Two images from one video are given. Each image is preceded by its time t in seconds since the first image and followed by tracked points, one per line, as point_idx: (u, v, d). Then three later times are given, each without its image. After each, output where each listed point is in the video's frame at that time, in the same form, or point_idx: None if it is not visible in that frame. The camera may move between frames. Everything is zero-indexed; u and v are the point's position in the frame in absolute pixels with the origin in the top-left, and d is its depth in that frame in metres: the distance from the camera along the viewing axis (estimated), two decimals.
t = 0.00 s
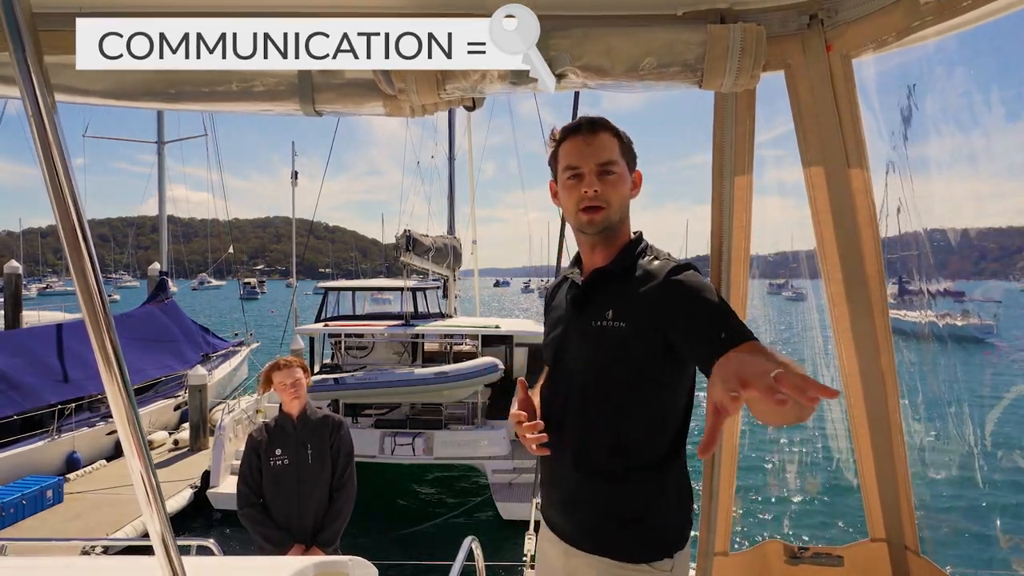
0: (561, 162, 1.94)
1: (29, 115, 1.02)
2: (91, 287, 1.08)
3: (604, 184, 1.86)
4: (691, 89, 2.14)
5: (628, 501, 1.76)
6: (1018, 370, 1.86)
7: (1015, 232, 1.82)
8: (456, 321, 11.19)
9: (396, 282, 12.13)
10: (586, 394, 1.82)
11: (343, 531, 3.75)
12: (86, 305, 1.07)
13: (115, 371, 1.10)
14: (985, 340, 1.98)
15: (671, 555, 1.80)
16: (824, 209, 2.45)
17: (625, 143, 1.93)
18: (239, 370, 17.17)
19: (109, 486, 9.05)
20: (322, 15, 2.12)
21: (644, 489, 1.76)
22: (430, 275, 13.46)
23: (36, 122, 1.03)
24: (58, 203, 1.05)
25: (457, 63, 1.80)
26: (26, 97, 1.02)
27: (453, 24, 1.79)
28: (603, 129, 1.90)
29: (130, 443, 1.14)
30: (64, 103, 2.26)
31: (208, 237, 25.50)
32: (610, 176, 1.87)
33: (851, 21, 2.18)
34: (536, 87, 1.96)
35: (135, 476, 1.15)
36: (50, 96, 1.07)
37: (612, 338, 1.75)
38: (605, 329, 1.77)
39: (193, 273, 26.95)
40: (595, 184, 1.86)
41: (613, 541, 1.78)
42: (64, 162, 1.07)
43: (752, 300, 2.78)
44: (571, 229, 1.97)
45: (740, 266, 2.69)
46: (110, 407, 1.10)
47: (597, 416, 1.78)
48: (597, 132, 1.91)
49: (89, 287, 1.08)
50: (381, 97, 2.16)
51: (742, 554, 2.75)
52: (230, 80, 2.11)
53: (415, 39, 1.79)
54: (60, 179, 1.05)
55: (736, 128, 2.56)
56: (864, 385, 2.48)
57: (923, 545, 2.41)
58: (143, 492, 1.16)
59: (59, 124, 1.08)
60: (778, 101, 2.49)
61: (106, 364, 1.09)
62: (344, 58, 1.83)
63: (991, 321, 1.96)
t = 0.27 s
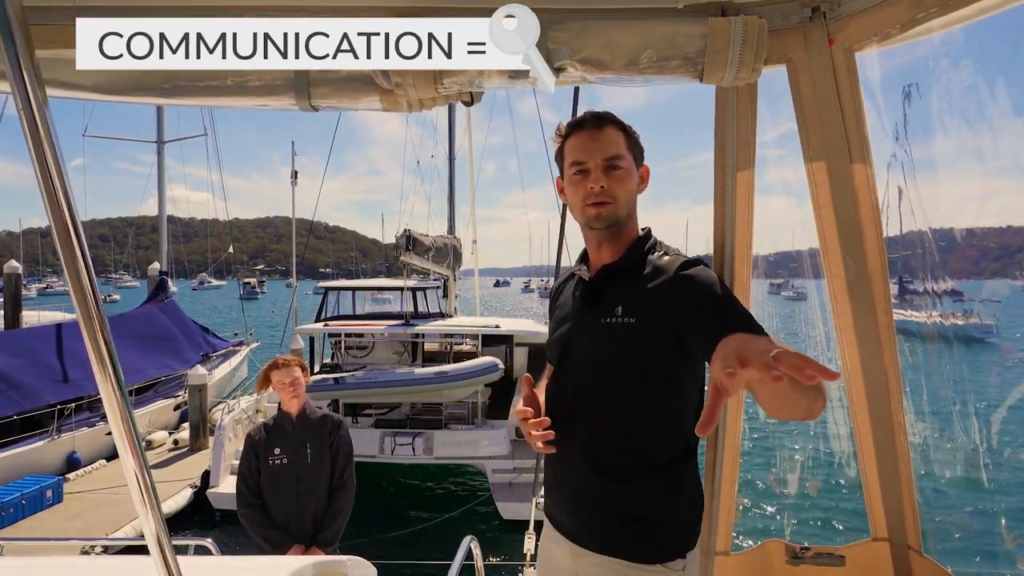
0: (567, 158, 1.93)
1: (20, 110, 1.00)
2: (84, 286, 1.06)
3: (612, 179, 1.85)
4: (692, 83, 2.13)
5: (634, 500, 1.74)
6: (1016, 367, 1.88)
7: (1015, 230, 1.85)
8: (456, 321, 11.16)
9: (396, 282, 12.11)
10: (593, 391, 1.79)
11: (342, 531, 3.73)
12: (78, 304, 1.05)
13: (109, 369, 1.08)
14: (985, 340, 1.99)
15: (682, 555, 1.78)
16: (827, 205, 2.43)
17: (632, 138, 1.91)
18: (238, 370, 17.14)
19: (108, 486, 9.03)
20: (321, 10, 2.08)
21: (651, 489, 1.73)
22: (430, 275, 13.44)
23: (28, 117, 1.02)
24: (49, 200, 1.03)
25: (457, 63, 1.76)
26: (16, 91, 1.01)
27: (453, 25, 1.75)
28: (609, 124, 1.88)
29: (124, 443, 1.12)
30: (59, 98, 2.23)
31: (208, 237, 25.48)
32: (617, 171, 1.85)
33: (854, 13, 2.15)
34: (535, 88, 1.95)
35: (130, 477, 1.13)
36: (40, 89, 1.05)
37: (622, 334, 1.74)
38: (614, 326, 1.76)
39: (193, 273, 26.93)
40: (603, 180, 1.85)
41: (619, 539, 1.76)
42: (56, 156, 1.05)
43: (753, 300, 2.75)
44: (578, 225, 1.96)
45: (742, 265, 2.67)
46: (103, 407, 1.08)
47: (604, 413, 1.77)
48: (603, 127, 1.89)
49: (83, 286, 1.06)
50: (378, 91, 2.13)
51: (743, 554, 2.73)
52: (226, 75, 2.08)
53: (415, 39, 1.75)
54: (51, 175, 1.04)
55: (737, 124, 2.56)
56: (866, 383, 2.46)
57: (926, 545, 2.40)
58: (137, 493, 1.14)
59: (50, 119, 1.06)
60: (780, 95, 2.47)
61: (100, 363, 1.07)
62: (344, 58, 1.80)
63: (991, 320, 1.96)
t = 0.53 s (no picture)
0: (571, 155, 1.91)
1: (17, 109, 0.99)
2: (82, 285, 1.05)
3: (615, 175, 1.84)
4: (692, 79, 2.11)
5: (640, 499, 1.73)
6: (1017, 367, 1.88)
7: (1014, 231, 1.84)
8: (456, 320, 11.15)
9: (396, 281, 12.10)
10: (600, 389, 1.79)
11: (342, 531, 3.73)
12: (77, 305, 1.04)
13: (107, 368, 1.07)
14: (985, 339, 1.99)
15: (689, 555, 1.77)
16: (828, 202, 2.42)
17: (636, 134, 1.90)
18: (238, 370, 17.13)
19: (108, 485, 9.02)
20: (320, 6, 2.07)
21: (659, 488, 1.72)
22: (431, 274, 13.43)
23: (25, 116, 1.01)
24: (48, 202, 1.02)
25: (457, 64, 1.75)
26: (12, 89, 1.00)
27: (453, 24, 1.73)
28: (613, 120, 1.87)
29: (123, 443, 1.11)
30: (57, 95, 2.22)
31: (209, 236, 25.48)
32: (621, 167, 1.84)
33: (855, 8, 2.13)
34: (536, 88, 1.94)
35: (129, 477, 1.12)
36: (37, 89, 1.04)
37: (630, 332, 1.74)
38: (622, 324, 1.76)
39: (193, 273, 26.91)
40: (606, 176, 1.84)
41: (626, 538, 1.74)
42: (53, 157, 1.04)
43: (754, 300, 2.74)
44: (582, 222, 1.95)
45: (743, 263, 2.68)
46: (101, 406, 1.07)
47: (611, 411, 1.76)
48: (607, 123, 1.88)
49: (80, 286, 1.05)
50: (377, 88, 2.12)
51: (744, 554, 2.71)
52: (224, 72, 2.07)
53: (415, 39, 1.74)
54: (49, 176, 1.03)
55: (738, 121, 2.57)
56: (867, 382, 2.45)
57: (927, 543, 2.39)
58: (136, 493, 1.14)
59: (48, 118, 1.05)
60: (781, 92, 2.46)
61: (98, 362, 1.06)
62: (343, 58, 1.79)
63: (991, 320, 1.97)
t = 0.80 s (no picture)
0: (570, 159, 1.93)
1: (19, 107, 1.00)
2: (85, 286, 1.06)
3: (612, 179, 1.85)
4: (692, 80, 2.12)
5: (642, 499, 1.74)
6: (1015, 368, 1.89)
7: (1015, 231, 1.84)
8: (456, 320, 11.16)
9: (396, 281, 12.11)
10: (602, 390, 1.80)
11: (342, 531, 3.74)
12: (80, 306, 1.05)
13: (109, 368, 1.08)
14: (983, 340, 2.00)
15: (690, 555, 1.78)
16: (826, 203, 2.42)
17: (635, 136, 1.90)
18: (238, 370, 17.14)
19: (109, 485, 9.03)
20: (322, 7, 2.08)
21: (660, 488, 1.72)
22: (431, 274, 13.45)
23: (27, 115, 1.01)
24: (50, 200, 1.03)
25: (457, 64, 1.74)
26: (15, 89, 1.01)
27: (453, 24, 1.72)
28: (611, 123, 1.88)
29: (125, 443, 1.12)
30: (59, 96, 2.23)
31: (209, 236, 25.50)
32: (618, 171, 1.85)
33: (854, 10, 2.13)
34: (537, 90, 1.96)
35: (131, 476, 1.14)
36: (39, 88, 1.04)
37: (631, 332, 1.74)
38: (624, 324, 1.76)
39: (193, 273, 26.93)
40: (602, 181, 1.85)
41: (627, 538, 1.76)
42: (55, 155, 1.05)
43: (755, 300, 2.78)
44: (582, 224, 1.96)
45: (744, 263, 2.68)
46: (104, 406, 1.08)
47: (612, 411, 1.77)
48: (605, 126, 1.89)
49: (83, 286, 1.06)
50: (377, 89, 2.13)
51: (745, 553, 2.72)
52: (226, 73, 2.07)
53: (415, 39, 1.74)
54: (52, 174, 1.04)
55: (738, 122, 2.59)
56: (865, 382, 2.46)
57: (927, 543, 2.40)
58: (139, 492, 1.14)
59: (50, 116, 1.06)
60: (780, 93, 2.47)
61: (100, 362, 1.07)
62: (343, 58, 1.80)
63: (991, 320, 1.96)
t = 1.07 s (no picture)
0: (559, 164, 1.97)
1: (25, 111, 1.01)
2: (89, 286, 1.07)
3: (592, 181, 1.86)
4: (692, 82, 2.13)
5: (643, 499, 1.75)
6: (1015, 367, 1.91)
7: (1015, 231, 1.86)
8: (456, 320, 11.18)
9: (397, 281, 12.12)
10: (603, 390, 1.81)
11: (342, 531, 3.75)
12: (84, 305, 1.06)
13: (113, 369, 1.09)
14: (984, 340, 2.01)
15: (689, 555, 1.79)
16: (826, 203, 2.43)
17: (617, 132, 1.87)
18: (238, 370, 17.15)
19: (110, 485, 9.05)
20: (324, 10, 2.10)
21: (661, 489, 1.74)
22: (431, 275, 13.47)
23: (33, 118, 1.03)
24: (55, 202, 1.04)
25: (457, 63, 1.76)
26: (20, 91, 1.02)
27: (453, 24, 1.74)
28: (591, 124, 1.88)
29: (129, 442, 1.13)
30: (63, 99, 2.24)
31: (210, 236, 25.52)
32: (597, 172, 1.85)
33: (854, 12, 2.14)
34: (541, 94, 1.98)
35: (135, 474, 1.15)
36: (45, 91, 1.06)
37: (631, 334, 1.76)
38: (624, 325, 1.78)
39: (194, 273, 26.95)
40: (583, 184, 1.87)
41: (627, 538, 1.77)
42: (60, 158, 1.07)
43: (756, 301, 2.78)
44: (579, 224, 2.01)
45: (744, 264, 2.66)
46: (108, 404, 1.09)
47: (613, 412, 1.78)
48: (589, 127, 1.89)
49: (87, 286, 1.07)
50: (380, 91, 2.15)
51: (745, 553, 2.73)
52: (228, 74, 2.08)
53: (415, 39, 1.76)
54: (57, 177, 1.05)
55: (738, 123, 2.57)
56: (865, 382, 2.47)
57: (926, 542, 2.42)
58: (142, 490, 1.16)
59: (55, 119, 1.07)
60: (780, 95, 2.48)
61: (104, 362, 1.08)
62: (343, 58, 1.81)
63: (991, 321, 1.97)
